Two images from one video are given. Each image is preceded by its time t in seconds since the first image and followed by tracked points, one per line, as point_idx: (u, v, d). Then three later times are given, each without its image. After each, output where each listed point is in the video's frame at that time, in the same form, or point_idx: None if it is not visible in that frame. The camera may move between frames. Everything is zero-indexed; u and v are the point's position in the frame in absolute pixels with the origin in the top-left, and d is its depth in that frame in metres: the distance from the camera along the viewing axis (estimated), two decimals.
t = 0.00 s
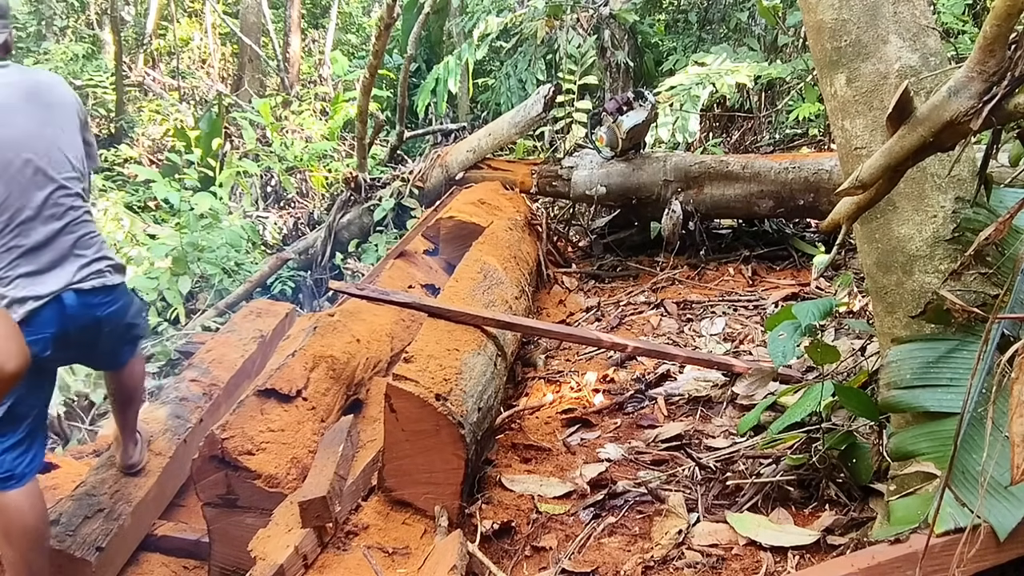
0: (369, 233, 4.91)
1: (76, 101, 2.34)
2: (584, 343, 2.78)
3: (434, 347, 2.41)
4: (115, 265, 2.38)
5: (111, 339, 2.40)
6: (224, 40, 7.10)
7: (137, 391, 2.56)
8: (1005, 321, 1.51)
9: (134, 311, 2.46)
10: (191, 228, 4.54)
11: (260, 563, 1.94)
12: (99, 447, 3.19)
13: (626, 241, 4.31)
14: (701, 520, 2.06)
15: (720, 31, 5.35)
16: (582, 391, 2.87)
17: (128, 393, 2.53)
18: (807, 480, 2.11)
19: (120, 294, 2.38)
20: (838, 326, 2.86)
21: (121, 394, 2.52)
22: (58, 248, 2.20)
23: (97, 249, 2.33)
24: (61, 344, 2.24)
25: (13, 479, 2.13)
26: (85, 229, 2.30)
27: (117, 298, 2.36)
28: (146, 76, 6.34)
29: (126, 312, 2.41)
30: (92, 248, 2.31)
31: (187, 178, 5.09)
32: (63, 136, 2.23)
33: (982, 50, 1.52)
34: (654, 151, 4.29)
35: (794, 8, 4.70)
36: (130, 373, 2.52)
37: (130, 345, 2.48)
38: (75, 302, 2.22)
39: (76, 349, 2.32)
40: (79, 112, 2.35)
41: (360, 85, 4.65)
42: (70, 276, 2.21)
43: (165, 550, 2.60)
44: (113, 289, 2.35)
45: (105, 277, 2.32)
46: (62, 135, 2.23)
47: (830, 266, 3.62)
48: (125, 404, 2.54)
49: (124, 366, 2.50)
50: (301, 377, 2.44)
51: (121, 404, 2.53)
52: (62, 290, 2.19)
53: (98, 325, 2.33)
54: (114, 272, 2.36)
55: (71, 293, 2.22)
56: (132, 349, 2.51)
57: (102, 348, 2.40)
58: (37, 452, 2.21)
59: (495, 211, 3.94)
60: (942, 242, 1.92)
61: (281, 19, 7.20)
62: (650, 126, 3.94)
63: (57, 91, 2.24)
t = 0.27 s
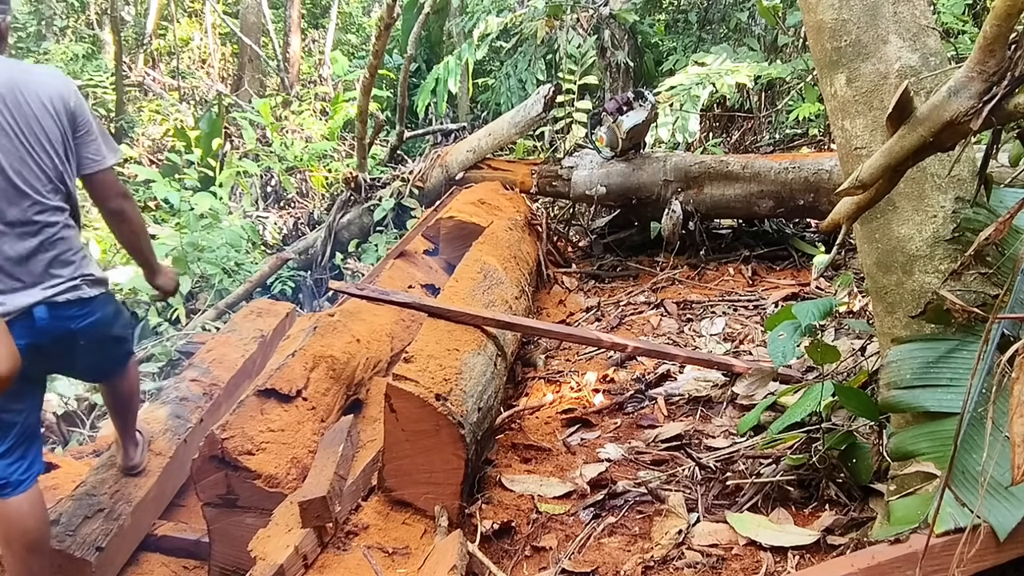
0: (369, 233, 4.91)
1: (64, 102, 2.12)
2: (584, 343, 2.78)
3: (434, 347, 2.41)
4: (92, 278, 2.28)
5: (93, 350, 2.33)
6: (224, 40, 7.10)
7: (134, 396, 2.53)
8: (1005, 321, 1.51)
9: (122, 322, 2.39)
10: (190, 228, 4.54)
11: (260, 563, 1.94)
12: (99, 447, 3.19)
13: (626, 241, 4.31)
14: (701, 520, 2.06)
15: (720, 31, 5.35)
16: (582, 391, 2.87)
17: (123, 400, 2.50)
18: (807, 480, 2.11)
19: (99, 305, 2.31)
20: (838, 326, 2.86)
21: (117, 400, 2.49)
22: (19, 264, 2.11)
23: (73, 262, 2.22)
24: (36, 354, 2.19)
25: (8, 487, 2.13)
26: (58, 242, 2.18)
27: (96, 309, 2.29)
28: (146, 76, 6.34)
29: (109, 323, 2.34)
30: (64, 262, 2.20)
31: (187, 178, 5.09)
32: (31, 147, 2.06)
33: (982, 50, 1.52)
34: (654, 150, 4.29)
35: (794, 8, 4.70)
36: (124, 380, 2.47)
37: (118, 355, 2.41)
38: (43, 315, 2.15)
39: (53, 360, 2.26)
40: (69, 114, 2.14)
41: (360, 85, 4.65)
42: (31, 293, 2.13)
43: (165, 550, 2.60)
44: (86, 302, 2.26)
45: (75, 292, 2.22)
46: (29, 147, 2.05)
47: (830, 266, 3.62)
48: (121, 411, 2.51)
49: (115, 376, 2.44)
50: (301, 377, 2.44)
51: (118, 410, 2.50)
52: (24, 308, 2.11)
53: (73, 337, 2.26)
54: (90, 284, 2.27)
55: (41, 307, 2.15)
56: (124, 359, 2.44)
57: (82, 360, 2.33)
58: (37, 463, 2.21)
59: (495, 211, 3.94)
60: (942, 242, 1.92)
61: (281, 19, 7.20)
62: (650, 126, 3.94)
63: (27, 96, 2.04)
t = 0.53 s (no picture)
0: (369, 233, 4.91)
1: (65, 103, 2.08)
2: (584, 343, 2.78)
3: (434, 347, 2.41)
4: (95, 281, 2.23)
5: (97, 356, 2.29)
6: (223, 39, 7.08)
7: (138, 400, 2.52)
8: (1006, 321, 1.51)
9: (129, 330, 2.36)
10: (190, 228, 4.54)
11: (260, 563, 1.94)
12: (100, 447, 3.19)
13: (626, 241, 4.31)
14: (701, 520, 2.06)
15: (720, 31, 5.35)
16: (582, 391, 2.87)
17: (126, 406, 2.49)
18: (807, 480, 2.11)
19: (100, 311, 2.25)
20: (838, 327, 2.86)
21: (122, 404, 2.48)
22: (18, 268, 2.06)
23: (75, 266, 2.18)
24: (39, 359, 2.14)
25: (12, 494, 2.12)
26: (58, 245, 2.12)
27: (97, 314, 2.24)
28: (146, 75, 6.33)
29: (113, 330, 2.30)
30: (64, 266, 2.15)
31: (187, 178, 5.08)
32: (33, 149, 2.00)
33: (982, 50, 1.52)
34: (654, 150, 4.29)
35: (794, 8, 4.70)
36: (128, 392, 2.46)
37: (123, 362, 2.37)
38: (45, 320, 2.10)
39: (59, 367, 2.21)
40: (69, 116, 2.09)
41: (360, 85, 4.65)
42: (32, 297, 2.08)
43: (165, 550, 2.60)
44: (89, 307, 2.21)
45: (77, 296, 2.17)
46: (32, 149, 2.00)
47: (830, 266, 3.62)
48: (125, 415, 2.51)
49: (120, 383, 2.41)
50: (301, 377, 2.44)
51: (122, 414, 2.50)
52: (25, 313, 2.06)
53: (77, 342, 2.21)
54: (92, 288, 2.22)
55: (42, 311, 2.10)
56: (132, 367, 2.41)
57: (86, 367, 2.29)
58: (42, 470, 2.20)
59: (496, 211, 3.94)
60: (942, 242, 1.92)
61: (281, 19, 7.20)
62: (650, 126, 3.94)
63: (28, 97, 2.00)
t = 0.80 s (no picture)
0: (369, 233, 4.91)
1: (77, 106, 1.93)
2: (584, 343, 2.78)
3: (434, 347, 2.42)
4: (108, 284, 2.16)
5: (111, 358, 2.21)
6: (223, 39, 7.07)
7: (164, 408, 2.44)
8: (1005, 321, 1.51)
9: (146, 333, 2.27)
10: (190, 228, 4.53)
11: (260, 563, 1.94)
12: (100, 447, 3.19)
13: (626, 241, 4.31)
14: (701, 520, 2.06)
15: (720, 31, 5.35)
16: (582, 391, 2.87)
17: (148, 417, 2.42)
18: (807, 480, 2.11)
19: (115, 313, 2.18)
20: (838, 327, 2.86)
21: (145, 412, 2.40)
22: (28, 275, 1.97)
23: (87, 268, 2.10)
24: (49, 359, 2.08)
25: (10, 491, 2.11)
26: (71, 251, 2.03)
27: (110, 317, 2.16)
28: (146, 75, 6.33)
29: (128, 333, 2.22)
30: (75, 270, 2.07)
31: (187, 178, 5.08)
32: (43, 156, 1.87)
33: (982, 50, 1.52)
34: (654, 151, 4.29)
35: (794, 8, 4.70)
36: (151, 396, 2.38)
37: (140, 365, 2.28)
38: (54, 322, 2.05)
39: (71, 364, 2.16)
40: (82, 118, 1.95)
41: (360, 85, 4.65)
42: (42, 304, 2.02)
43: (165, 550, 2.59)
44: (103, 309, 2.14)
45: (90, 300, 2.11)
46: (41, 156, 1.86)
47: (830, 266, 3.62)
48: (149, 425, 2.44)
49: (140, 386, 2.33)
50: (301, 377, 2.44)
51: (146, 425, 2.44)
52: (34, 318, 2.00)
53: (87, 344, 2.14)
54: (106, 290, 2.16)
55: (51, 313, 2.04)
56: (151, 370, 2.33)
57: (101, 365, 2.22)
58: (43, 469, 2.18)
59: (496, 211, 3.94)
60: (942, 242, 1.92)
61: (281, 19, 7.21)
62: (650, 126, 3.94)
63: (38, 100, 1.85)
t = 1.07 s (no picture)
0: (369, 233, 4.91)
1: (129, 120, 2.13)
2: (584, 343, 2.78)
3: (434, 347, 2.41)
4: (144, 294, 2.28)
5: (135, 363, 2.32)
6: (222, 39, 7.06)
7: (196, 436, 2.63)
8: (1005, 321, 1.51)
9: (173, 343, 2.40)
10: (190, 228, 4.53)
11: (260, 563, 1.94)
12: (100, 447, 3.19)
13: (626, 241, 4.31)
14: (701, 520, 2.06)
15: (720, 31, 5.35)
16: (582, 391, 2.87)
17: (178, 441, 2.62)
18: (807, 480, 2.11)
19: (148, 320, 2.30)
20: (838, 327, 2.86)
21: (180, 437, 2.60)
22: (69, 273, 2.11)
23: (125, 277, 2.23)
24: (76, 360, 2.20)
25: None
26: (112, 257, 2.19)
27: (144, 325, 2.29)
28: (145, 76, 6.32)
29: (158, 339, 2.34)
30: (111, 277, 2.19)
31: (187, 178, 5.08)
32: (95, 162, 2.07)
33: (982, 50, 1.52)
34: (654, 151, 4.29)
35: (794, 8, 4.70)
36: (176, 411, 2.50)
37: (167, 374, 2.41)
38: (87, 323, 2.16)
39: (96, 368, 2.27)
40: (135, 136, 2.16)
41: (360, 85, 4.64)
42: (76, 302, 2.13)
43: (165, 550, 2.59)
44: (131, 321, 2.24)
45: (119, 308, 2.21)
46: (93, 160, 2.06)
47: (830, 266, 3.62)
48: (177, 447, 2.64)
49: (166, 396, 2.46)
50: (301, 377, 2.44)
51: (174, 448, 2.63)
52: (68, 317, 2.12)
53: (117, 347, 2.26)
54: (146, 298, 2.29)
55: (87, 313, 2.16)
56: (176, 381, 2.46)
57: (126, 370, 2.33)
58: (32, 463, 2.16)
59: (496, 211, 3.94)
60: (942, 242, 1.92)
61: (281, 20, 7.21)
62: (650, 126, 3.94)
63: (99, 112, 2.07)
